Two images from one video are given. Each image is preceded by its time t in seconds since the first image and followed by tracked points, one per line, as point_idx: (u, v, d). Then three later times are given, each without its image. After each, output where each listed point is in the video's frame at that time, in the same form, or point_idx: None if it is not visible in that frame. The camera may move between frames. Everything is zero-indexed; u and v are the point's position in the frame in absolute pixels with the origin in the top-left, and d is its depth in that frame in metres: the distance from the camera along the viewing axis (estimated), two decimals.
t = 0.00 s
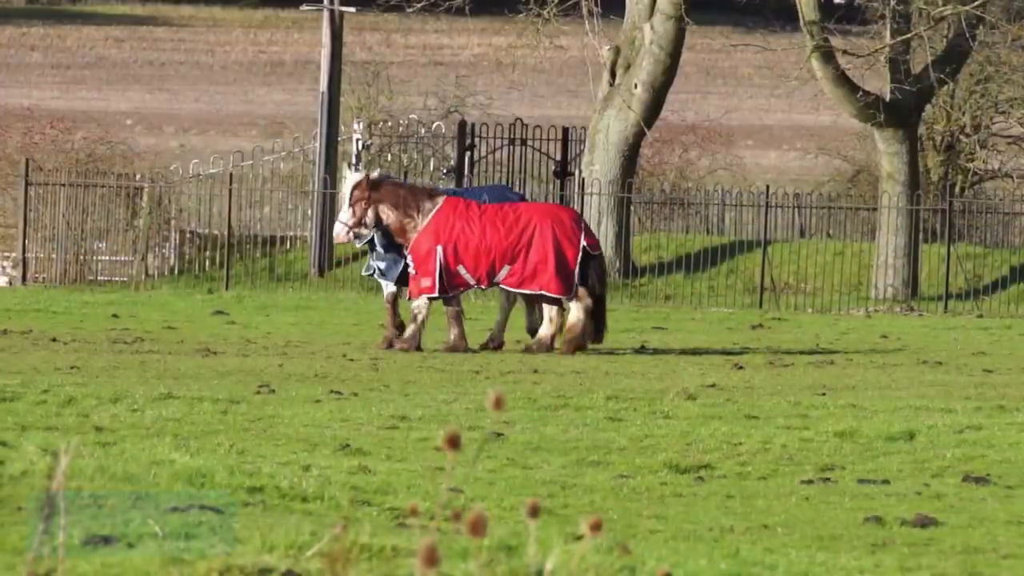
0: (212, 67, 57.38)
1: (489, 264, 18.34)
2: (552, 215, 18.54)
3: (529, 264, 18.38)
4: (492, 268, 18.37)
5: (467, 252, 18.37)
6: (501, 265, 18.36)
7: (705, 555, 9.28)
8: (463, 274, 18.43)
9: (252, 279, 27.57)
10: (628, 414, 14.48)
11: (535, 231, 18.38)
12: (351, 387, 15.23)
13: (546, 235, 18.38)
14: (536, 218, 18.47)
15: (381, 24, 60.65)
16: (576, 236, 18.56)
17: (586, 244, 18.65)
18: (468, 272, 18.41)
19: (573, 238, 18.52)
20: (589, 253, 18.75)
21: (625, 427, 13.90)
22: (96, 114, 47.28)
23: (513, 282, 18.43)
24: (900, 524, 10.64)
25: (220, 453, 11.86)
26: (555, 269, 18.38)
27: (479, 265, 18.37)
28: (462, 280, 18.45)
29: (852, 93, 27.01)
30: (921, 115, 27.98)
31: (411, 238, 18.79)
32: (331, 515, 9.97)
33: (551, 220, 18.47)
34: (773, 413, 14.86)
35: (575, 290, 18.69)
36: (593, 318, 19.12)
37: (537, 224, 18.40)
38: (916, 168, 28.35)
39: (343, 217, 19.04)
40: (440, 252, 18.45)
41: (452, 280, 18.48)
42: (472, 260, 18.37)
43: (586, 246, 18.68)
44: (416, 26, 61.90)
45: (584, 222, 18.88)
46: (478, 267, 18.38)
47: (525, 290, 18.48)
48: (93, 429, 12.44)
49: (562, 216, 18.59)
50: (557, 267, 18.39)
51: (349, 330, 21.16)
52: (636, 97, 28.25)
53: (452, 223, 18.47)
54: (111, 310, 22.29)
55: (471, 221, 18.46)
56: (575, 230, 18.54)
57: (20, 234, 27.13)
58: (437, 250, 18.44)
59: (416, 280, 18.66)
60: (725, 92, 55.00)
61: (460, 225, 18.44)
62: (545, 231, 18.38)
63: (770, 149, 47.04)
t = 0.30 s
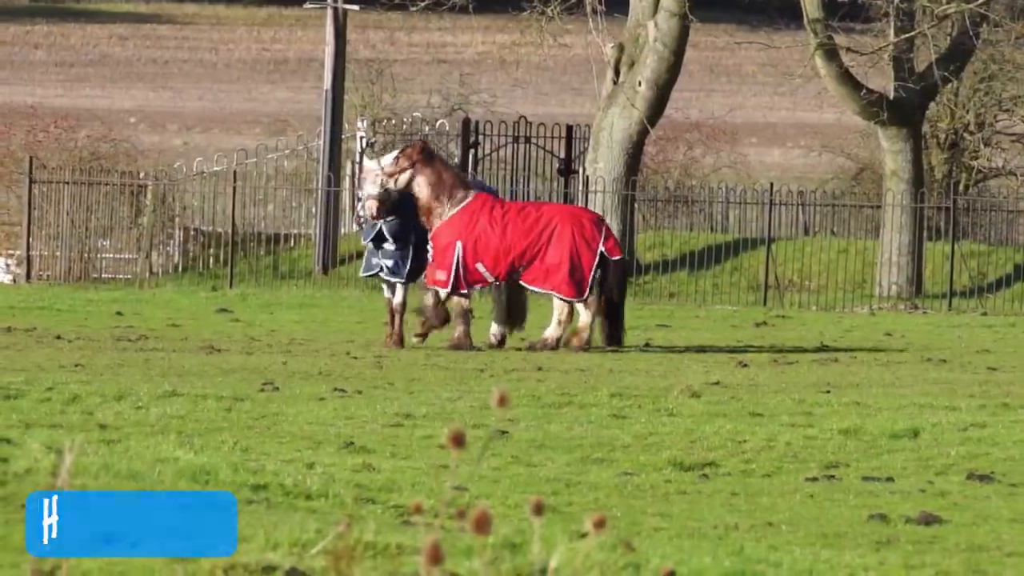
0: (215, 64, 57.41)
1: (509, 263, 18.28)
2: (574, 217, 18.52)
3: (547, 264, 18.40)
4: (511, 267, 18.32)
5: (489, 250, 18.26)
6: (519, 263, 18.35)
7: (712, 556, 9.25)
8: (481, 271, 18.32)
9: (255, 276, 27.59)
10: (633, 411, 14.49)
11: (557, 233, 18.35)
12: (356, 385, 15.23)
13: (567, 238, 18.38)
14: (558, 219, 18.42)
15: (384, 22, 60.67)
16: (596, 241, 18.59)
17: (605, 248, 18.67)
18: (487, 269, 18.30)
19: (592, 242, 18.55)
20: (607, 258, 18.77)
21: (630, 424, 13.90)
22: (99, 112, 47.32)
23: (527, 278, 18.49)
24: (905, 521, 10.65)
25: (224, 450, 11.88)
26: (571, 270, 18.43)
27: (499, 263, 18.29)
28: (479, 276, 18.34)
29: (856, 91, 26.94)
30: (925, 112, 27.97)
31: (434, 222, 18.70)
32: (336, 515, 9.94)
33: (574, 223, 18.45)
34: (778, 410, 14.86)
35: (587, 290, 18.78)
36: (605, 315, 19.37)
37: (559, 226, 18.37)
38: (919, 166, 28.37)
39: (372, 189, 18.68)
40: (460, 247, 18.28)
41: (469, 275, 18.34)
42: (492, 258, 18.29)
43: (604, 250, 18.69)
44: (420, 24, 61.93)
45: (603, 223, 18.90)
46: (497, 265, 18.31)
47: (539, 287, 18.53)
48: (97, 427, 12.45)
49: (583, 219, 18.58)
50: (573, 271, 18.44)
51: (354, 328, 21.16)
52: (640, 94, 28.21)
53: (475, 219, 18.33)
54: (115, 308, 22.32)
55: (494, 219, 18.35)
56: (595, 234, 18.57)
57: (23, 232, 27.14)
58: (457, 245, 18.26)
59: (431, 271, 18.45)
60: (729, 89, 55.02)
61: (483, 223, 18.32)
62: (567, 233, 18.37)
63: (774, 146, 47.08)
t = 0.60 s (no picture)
0: (229, 60, 57.58)
1: (536, 254, 18.36)
2: (601, 207, 18.62)
3: (574, 255, 18.50)
4: (538, 259, 18.39)
5: (515, 243, 18.33)
6: (548, 255, 18.43)
7: (726, 552, 9.24)
8: (511, 265, 18.37)
9: (269, 272, 27.67)
10: (646, 407, 14.50)
11: (583, 223, 18.46)
12: (368, 380, 15.27)
13: (592, 227, 18.45)
14: (584, 210, 18.53)
15: (398, 17, 60.74)
16: (624, 230, 18.59)
17: (633, 237, 18.63)
18: (516, 262, 18.35)
19: (620, 232, 18.58)
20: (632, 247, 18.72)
21: (643, 420, 13.92)
22: (114, 108, 47.45)
23: (556, 270, 18.55)
24: (918, 517, 10.63)
25: (237, 445, 11.91)
26: (598, 260, 18.52)
27: (527, 256, 18.34)
28: (510, 270, 18.41)
29: (869, 86, 26.88)
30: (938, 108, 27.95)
31: (467, 216, 18.72)
32: (351, 510, 9.97)
33: (599, 213, 18.53)
34: (791, 405, 14.87)
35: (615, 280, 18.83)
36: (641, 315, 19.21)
37: (586, 217, 18.48)
38: (933, 161, 28.35)
39: (405, 186, 18.41)
40: (490, 242, 18.38)
41: (499, 269, 18.42)
42: (520, 250, 18.34)
43: (630, 241, 18.66)
44: (434, 19, 62.00)
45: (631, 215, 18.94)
46: (525, 257, 18.35)
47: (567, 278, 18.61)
48: (111, 422, 12.50)
49: (610, 209, 18.65)
50: (598, 260, 18.53)
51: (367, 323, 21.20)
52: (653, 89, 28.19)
53: (503, 212, 18.44)
54: (129, 303, 22.40)
55: (523, 212, 18.46)
56: (623, 223, 18.60)
57: (37, 227, 27.24)
58: (486, 240, 18.37)
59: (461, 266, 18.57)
60: (743, 85, 55.01)
61: (511, 215, 18.42)
62: (593, 223, 18.45)
63: (787, 141, 47.07)
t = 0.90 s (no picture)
0: (244, 57, 57.64)
1: (562, 253, 18.58)
2: (627, 203, 18.73)
3: (600, 251, 18.56)
4: (565, 257, 18.61)
5: (544, 241, 18.62)
6: (575, 253, 18.61)
7: (740, 550, 9.22)
8: (539, 264, 18.67)
9: (283, 269, 27.68)
10: (661, 404, 14.48)
11: (607, 219, 18.59)
12: (383, 378, 15.26)
13: (617, 224, 18.57)
14: (609, 207, 18.66)
15: (413, 13, 60.74)
16: (649, 225, 18.66)
17: (658, 232, 18.63)
18: (544, 261, 18.64)
19: (646, 227, 18.64)
20: (658, 240, 18.69)
21: (658, 417, 13.90)
22: (128, 104, 47.54)
23: (585, 269, 18.68)
24: (933, 515, 10.60)
25: (252, 443, 11.91)
26: (624, 256, 18.55)
27: (554, 254, 18.61)
28: (539, 269, 18.69)
29: (885, 84, 26.84)
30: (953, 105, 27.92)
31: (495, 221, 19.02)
32: (366, 509, 9.96)
33: (625, 208, 18.65)
34: (806, 403, 14.84)
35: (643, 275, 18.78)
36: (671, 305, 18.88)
37: (610, 213, 18.60)
38: (948, 158, 28.28)
39: (427, 234, 18.50)
40: (519, 241, 18.71)
41: (529, 268, 18.74)
42: (547, 250, 18.62)
43: (656, 234, 18.65)
44: (448, 16, 61.98)
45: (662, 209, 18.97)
46: (553, 256, 18.61)
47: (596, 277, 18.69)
48: (126, 419, 12.50)
49: (636, 205, 18.74)
50: (625, 255, 18.54)
51: (381, 321, 21.18)
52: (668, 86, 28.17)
53: (529, 213, 18.72)
54: (144, 300, 22.44)
55: (550, 210, 18.72)
56: (648, 218, 18.66)
57: (52, 224, 27.29)
58: (516, 239, 18.71)
59: (493, 268, 18.96)
60: (757, 82, 54.91)
61: (538, 214, 18.70)
62: (617, 219, 18.56)
63: (802, 138, 46.98)
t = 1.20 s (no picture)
0: (250, 59, 57.75)
1: (583, 256, 18.55)
2: (643, 205, 18.77)
3: (620, 253, 18.58)
4: (586, 260, 18.58)
5: (564, 245, 18.55)
6: (595, 255, 18.59)
7: (743, 552, 9.21)
8: (561, 268, 18.62)
9: (288, 272, 27.71)
10: (666, 407, 14.47)
11: (626, 221, 18.60)
12: (388, 380, 15.27)
13: (636, 226, 18.59)
14: (626, 209, 18.67)
15: (419, 16, 60.81)
16: (666, 226, 18.76)
17: (675, 234, 18.79)
18: (566, 265, 18.59)
19: (663, 228, 18.72)
20: (674, 244, 18.84)
21: (663, 420, 13.90)
22: (134, 108, 47.56)
23: (604, 270, 18.68)
24: (938, 517, 10.60)
25: (257, 445, 11.92)
26: (643, 257, 18.60)
27: (575, 258, 18.56)
28: (560, 273, 18.65)
29: (890, 86, 26.83)
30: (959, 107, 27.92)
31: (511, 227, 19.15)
32: (371, 511, 9.97)
33: (642, 210, 18.69)
34: (811, 405, 14.84)
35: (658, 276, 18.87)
36: (682, 300, 19.11)
37: (628, 215, 18.61)
38: (953, 161, 28.30)
39: (406, 188, 19.06)
40: (539, 247, 18.62)
41: (550, 272, 18.69)
42: (567, 253, 18.57)
43: (672, 237, 18.81)
44: (454, 18, 62.03)
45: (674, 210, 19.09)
46: (574, 259, 18.57)
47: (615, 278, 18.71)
48: (131, 422, 12.51)
49: (652, 206, 18.79)
50: (644, 256, 18.60)
51: (388, 324, 21.21)
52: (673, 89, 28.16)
53: (548, 217, 18.65)
54: (149, 303, 22.47)
55: (567, 214, 18.66)
56: (665, 219, 18.74)
57: (57, 227, 27.37)
58: (536, 245, 18.61)
59: (514, 275, 18.85)
60: (763, 85, 54.94)
61: (557, 218, 18.63)
62: (635, 222, 18.60)
63: (808, 141, 47.03)
